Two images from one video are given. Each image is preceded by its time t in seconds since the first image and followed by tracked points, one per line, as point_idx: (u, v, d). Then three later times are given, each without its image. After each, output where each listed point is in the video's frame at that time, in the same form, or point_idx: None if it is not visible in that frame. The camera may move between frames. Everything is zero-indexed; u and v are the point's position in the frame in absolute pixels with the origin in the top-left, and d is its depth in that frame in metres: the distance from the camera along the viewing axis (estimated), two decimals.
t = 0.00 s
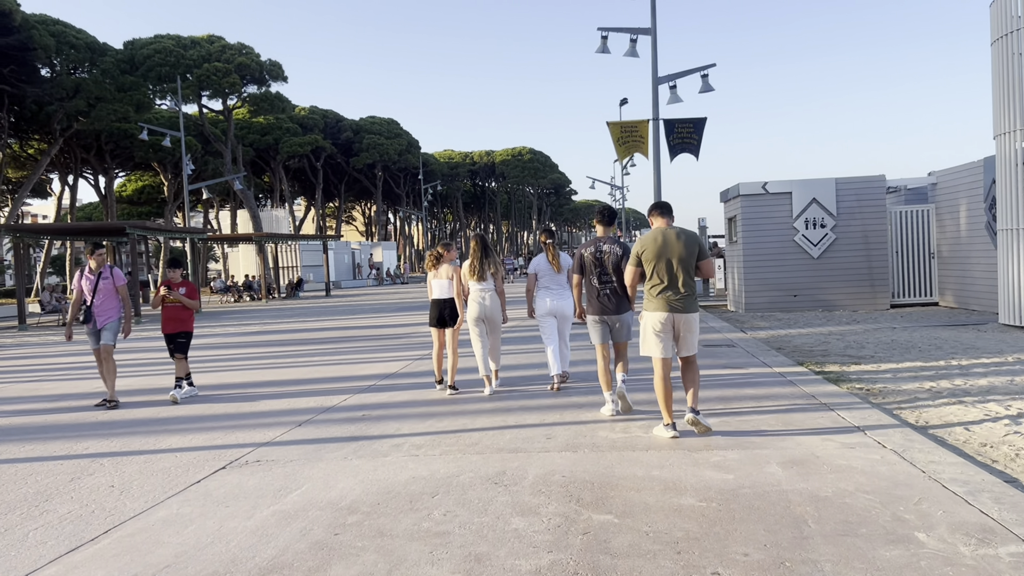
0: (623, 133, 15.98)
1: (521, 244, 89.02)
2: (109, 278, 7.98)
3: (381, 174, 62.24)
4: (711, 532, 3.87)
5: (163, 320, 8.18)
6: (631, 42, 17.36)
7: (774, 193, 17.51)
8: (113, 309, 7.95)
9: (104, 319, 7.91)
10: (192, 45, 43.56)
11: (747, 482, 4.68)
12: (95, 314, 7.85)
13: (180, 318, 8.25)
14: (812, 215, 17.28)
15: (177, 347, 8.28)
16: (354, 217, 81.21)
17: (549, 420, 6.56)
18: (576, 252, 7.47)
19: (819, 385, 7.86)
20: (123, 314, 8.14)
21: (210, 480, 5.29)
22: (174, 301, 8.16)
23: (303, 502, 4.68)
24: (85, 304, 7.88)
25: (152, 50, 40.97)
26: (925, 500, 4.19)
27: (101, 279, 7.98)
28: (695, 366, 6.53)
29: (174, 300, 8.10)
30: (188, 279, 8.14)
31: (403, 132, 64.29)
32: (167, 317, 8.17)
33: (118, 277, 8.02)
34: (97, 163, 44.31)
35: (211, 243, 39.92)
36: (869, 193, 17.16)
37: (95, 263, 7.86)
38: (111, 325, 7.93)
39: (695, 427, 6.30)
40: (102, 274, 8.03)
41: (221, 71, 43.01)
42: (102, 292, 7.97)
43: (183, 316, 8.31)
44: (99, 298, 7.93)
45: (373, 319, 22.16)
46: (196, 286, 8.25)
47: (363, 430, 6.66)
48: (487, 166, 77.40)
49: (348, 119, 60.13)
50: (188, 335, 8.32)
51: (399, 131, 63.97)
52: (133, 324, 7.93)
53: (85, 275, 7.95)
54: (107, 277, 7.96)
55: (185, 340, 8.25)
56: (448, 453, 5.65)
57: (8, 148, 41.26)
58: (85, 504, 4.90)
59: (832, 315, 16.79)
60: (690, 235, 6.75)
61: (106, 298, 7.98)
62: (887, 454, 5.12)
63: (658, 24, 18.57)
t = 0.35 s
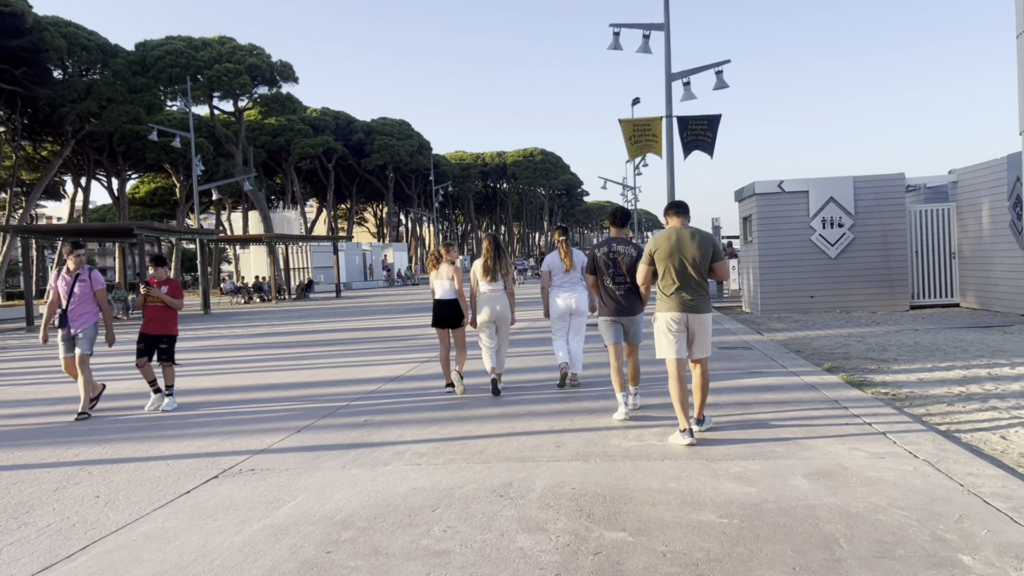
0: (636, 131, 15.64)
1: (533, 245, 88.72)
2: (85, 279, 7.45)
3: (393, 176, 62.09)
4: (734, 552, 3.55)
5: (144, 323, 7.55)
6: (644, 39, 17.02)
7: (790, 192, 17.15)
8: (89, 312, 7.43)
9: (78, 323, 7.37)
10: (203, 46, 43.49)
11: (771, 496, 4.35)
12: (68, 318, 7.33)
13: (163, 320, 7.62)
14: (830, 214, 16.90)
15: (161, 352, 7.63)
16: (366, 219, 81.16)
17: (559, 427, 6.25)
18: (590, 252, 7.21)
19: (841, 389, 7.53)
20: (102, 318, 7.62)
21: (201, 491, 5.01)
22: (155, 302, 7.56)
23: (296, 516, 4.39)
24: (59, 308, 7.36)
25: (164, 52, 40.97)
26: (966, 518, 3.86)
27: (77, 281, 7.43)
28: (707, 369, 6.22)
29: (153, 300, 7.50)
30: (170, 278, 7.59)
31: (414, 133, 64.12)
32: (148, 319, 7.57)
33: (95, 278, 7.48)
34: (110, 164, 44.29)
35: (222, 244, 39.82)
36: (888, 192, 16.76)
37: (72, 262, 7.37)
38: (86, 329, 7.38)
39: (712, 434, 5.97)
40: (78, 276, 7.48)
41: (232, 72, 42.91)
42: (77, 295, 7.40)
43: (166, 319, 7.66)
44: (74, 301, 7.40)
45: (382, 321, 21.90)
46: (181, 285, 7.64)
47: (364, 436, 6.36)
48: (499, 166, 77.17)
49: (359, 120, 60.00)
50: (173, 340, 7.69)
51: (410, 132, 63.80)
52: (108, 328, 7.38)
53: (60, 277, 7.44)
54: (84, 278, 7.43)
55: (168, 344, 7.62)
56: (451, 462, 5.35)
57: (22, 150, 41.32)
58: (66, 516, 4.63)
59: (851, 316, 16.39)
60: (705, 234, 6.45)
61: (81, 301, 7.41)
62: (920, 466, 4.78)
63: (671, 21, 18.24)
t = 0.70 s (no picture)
0: (653, 132, 15.33)
1: (548, 247, 88.40)
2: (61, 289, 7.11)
3: (408, 178, 61.96)
4: None
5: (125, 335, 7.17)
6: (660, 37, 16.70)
7: (812, 193, 16.76)
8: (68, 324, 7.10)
9: (56, 336, 7.04)
10: (218, 49, 43.51)
11: (802, 521, 4.06)
12: (44, 331, 6.98)
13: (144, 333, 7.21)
14: (852, 216, 16.51)
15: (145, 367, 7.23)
16: (381, 221, 81.16)
17: (575, 442, 5.95)
18: (610, 255, 6.94)
19: (870, 400, 7.20)
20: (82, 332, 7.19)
21: (197, 511, 4.76)
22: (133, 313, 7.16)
23: (293, 541, 4.12)
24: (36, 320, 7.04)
25: (179, 55, 41.05)
26: (1017, 550, 3.55)
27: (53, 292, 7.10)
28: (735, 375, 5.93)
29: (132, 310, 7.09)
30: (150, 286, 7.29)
31: (430, 135, 63.99)
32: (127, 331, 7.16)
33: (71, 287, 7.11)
34: (126, 168, 44.38)
35: (237, 247, 39.79)
36: (912, 193, 16.36)
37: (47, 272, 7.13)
38: (65, 343, 7.03)
39: (737, 450, 5.62)
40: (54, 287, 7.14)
41: (247, 75, 42.93)
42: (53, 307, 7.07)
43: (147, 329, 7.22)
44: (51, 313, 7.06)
45: (396, 325, 21.68)
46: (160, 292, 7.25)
47: (371, 451, 6.08)
48: (514, 168, 76.95)
49: (374, 123, 59.90)
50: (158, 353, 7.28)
51: (425, 135, 63.68)
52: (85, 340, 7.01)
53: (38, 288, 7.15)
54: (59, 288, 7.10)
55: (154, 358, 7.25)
56: (461, 480, 5.06)
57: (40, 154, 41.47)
58: (53, 538, 4.38)
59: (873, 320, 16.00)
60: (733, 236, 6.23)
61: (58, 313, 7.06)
62: (962, 488, 4.46)
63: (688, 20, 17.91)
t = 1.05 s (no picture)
0: (676, 127, 14.97)
1: (568, 246, 88.01)
2: (31, 283, 6.57)
3: (428, 178, 61.82)
4: None
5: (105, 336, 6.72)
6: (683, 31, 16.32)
7: (839, 190, 16.34)
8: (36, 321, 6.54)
9: (24, 335, 6.53)
10: (238, 50, 43.57)
11: (845, 537, 3.73)
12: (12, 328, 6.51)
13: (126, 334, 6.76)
14: (881, 213, 16.07)
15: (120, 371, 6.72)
16: (401, 221, 81.17)
17: (597, 447, 5.63)
18: (632, 254, 6.62)
19: (908, 403, 6.84)
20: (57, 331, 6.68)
21: (197, 520, 4.51)
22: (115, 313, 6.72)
23: (295, 555, 3.85)
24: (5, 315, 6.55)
25: (199, 55, 41.13)
26: None
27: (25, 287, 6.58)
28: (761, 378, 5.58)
29: (113, 311, 6.65)
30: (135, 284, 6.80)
31: (449, 135, 63.81)
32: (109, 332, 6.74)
33: (42, 281, 6.55)
34: (148, 168, 44.59)
35: (256, 247, 39.77)
36: (944, 189, 15.89)
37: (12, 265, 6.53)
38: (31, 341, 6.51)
39: (769, 455, 5.30)
40: (27, 281, 6.60)
41: (266, 75, 42.98)
42: (22, 301, 6.54)
43: (129, 331, 6.75)
44: (19, 309, 6.55)
45: (414, 324, 21.44)
46: (144, 293, 6.75)
47: (383, 456, 5.80)
48: (534, 168, 76.64)
49: (394, 123, 59.82)
50: (136, 356, 6.76)
51: (445, 135, 63.51)
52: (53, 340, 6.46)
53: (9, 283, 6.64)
54: (29, 282, 6.56)
55: (130, 360, 6.70)
56: (476, 489, 4.77)
57: (64, 155, 41.75)
58: (45, 550, 4.15)
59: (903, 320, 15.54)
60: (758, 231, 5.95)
61: (29, 308, 6.54)
62: (1019, 502, 4.10)
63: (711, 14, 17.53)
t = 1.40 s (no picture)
0: (701, 126, 14.61)
1: (589, 247, 87.49)
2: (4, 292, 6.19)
3: (449, 179, 61.61)
4: None
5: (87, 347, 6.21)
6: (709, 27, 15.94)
7: (870, 190, 15.89)
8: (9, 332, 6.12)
9: None
10: (260, 51, 43.62)
11: (894, 570, 3.41)
12: None
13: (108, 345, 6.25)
14: (914, 214, 15.60)
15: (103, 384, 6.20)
16: (423, 222, 81.08)
17: (622, 462, 5.35)
18: (645, 257, 7.04)
19: (950, 416, 6.48)
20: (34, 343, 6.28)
21: (197, 539, 4.27)
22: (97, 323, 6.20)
23: None
24: None
25: (221, 57, 41.10)
26: None
27: None
28: (782, 376, 5.93)
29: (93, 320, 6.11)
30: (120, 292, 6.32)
31: (471, 136, 63.60)
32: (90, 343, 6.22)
33: (16, 291, 6.19)
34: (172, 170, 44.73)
35: (278, 248, 39.71)
36: (979, 188, 15.40)
37: None
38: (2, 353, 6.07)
39: (804, 471, 5.00)
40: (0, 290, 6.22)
41: (288, 75, 43.02)
42: None
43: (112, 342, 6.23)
44: None
45: (435, 327, 21.19)
46: (130, 300, 6.26)
47: (396, 469, 5.54)
48: (556, 168, 76.26)
49: (416, 124, 59.69)
50: (120, 369, 6.22)
51: (467, 135, 63.29)
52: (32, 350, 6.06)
53: None
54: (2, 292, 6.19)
55: (114, 373, 6.18)
56: (493, 508, 4.49)
57: (89, 156, 41.96)
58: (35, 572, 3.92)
59: (937, 324, 15.06)
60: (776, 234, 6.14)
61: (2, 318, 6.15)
62: None
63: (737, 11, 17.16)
